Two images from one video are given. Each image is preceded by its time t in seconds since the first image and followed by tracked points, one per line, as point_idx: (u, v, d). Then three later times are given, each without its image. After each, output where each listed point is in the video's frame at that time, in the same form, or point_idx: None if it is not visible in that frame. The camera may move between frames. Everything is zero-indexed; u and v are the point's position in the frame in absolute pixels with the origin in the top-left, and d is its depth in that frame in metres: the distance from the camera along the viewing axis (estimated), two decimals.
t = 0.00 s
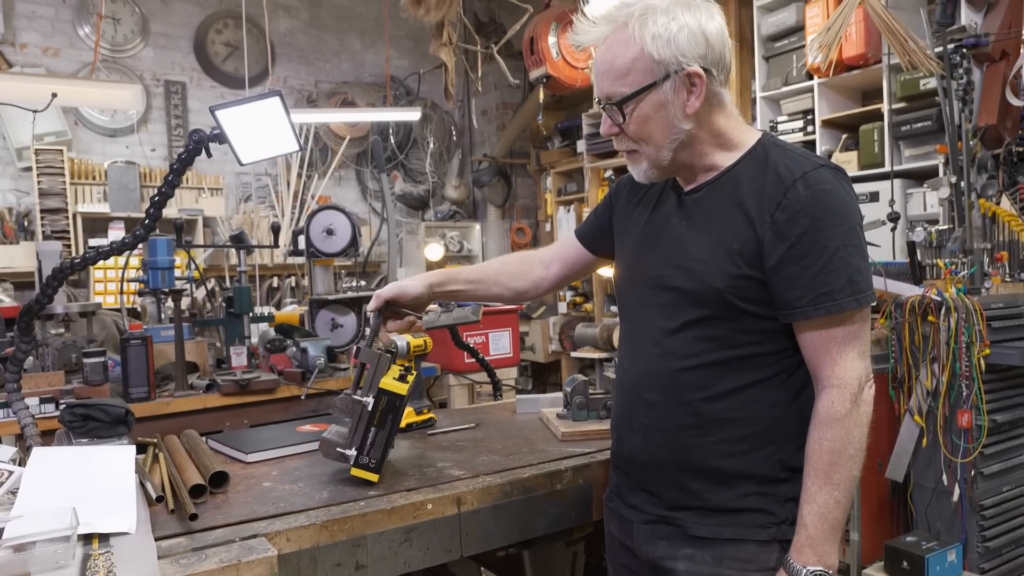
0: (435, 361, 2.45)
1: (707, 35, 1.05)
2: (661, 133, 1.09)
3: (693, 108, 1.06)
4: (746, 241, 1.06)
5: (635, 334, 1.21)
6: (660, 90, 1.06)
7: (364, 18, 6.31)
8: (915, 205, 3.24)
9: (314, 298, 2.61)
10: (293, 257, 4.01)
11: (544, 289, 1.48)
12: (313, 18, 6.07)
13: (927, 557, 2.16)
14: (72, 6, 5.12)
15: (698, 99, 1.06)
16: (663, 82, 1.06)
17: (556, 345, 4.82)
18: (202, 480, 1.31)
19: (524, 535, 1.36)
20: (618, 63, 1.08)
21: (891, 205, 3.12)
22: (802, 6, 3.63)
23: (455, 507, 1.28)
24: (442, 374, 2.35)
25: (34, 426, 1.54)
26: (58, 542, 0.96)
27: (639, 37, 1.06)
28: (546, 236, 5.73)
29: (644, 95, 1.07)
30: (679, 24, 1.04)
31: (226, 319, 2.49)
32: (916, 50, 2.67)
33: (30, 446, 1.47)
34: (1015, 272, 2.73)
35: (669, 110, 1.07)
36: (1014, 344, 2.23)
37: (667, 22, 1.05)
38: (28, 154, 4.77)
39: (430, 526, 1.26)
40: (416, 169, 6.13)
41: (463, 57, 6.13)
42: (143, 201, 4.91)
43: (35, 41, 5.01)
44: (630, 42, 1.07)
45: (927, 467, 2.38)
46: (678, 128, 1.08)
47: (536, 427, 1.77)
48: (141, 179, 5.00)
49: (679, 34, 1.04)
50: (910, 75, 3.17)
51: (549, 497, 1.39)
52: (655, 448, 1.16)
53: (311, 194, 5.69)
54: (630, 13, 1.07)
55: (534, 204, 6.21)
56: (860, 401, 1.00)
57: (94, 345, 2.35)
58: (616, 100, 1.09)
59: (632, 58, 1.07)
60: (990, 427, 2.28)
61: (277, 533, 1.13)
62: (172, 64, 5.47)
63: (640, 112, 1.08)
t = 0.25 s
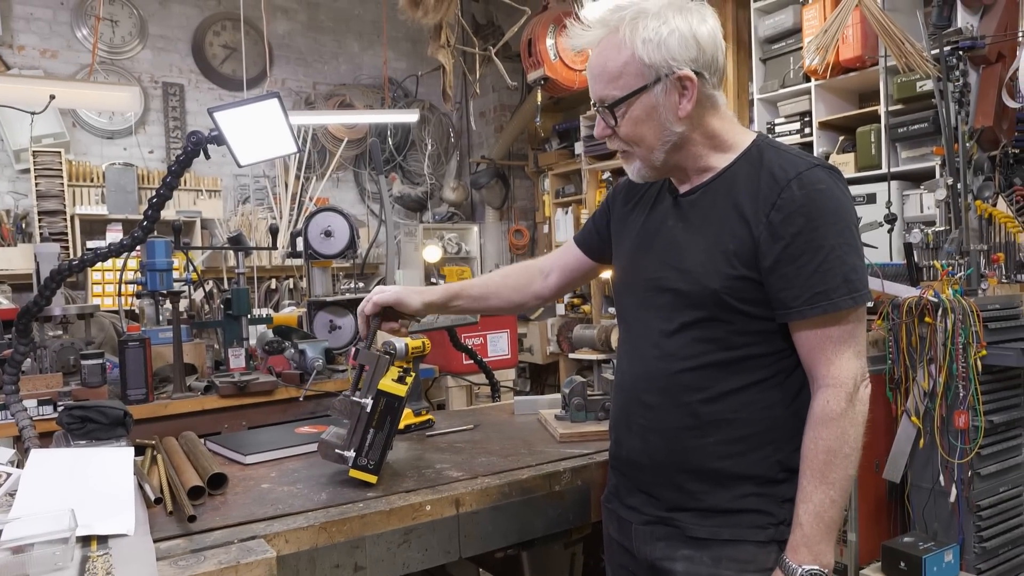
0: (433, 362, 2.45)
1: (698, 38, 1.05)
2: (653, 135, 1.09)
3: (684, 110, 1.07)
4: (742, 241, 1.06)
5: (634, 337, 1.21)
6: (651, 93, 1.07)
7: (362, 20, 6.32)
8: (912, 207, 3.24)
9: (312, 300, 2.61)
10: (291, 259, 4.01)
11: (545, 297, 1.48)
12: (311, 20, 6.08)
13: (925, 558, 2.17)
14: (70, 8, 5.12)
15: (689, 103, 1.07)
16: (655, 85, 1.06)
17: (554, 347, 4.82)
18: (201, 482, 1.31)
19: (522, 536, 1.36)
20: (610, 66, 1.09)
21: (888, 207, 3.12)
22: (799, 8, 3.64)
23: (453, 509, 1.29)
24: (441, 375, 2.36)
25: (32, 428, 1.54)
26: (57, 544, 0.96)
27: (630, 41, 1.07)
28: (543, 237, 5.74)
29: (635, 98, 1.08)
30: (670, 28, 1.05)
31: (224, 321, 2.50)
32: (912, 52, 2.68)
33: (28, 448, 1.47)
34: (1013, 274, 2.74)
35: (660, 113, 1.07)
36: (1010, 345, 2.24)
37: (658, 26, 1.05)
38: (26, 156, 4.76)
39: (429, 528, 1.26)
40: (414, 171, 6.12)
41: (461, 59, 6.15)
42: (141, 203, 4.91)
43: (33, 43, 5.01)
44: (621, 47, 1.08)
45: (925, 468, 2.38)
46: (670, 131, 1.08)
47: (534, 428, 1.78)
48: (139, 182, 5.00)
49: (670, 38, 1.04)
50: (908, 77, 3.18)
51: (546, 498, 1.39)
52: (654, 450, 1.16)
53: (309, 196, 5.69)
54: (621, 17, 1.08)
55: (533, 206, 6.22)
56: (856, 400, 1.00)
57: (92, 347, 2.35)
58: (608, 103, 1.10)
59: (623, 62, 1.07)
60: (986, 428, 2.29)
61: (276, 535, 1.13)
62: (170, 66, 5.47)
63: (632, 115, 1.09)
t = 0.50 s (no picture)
0: (432, 364, 2.45)
1: (705, 30, 1.08)
2: (659, 116, 1.07)
3: (690, 95, 1.07)
4: (735, 240, 1.06)
5: (633, 343, 1.21)
6: (661, 73, 1.05)
7: (360, 21, 6.32)
8: (911, 207, 3.24)
9: (310, 302, 2.61)
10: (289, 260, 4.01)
11: (542, 317, 1.47)
12: (309, 21, 6.08)
13: (924, 559, 2.17)
14: (68, 10, 5.12)
15: (695, 88, 1.07)
16: (665, 66, 1.05)
17: (553, 348, 4.82)
18: (200, 484, 1.30)
19: (522, 538, 1.36)
20: (620, 43, 1.07)
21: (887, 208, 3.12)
22: (797, 9, 3.65)
23: (454, 511, 1.29)
24: (440, 377, 2.36)
25: (31, 430, 1.54)
26: (56, 547, 0.96)
27: (642, 21, 1.07)
28: (541, 238, 5.74)
29: (646, 76, 1.06)
30: (680, 16, 1.07)
31: (223, 323, 2.50)
32: (910, 52, 2.69)
33: (27, 451, 1.47)
34: (1011, 274, 2.75)
35: (669, 94, 1.06)
36: (1009, 345, 2.24)
37: (669, 12, 1.07)
38: (24, 158, 4.76)
39: (429, 530, 1.26)
40: (412, 172, 6.18)
41: (459, 60, 6.15)
42: (140, 205, 4.90)
43: (31, 45, 5.01)
44: (633, 26, 1.07)
45: (924, 469, 2.39)
46: (676, 114, 1.07)
47: (533, 430, 1.78)
48: (137, 183, 4.99)
49: (680, 24, 1.06)
50: (905, 78, 3.19)
51: (546, 500, 1.39)
52: (657, 453, 1.16)
53: (308, 197, 5.69)
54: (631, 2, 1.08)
55: (531, 207, 6.22)
56: (853, 394, 1.00)
57: (90, 349, 2.34)
58: (618, 79, 1.07)
59: (635, 41, 1.06)
60: (986, 428, 2.29)
61: (276, 537, 1.13)
62: (169, 68, 5.47)
63: (641, 93, 1.06)
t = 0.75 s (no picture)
0: (434, 368, 2.45)
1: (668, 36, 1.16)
2: (656, 101, 1.09)
3: (675, 84, 1.12)
4: (732, 234, 1.07)
5: (633, 353, 1.20)
6: (645, 63, 1.10)
7: (360, 26, 6.33)
8: (911, 210, 3.25)
9: (311, 306, 2.62)
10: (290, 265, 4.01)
11: (572, 347, 1.43)
12: (309, 26, 6.09)
13: (928, 562, 2.17)
14: (70, 16, 5.13)
15: (677, 76, 1.12)
16: (648, 57, 1.10)
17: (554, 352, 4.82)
18: (203, 490, 1.30)
19: (525, 543, 1.36)
20: (602, 45, 1.11)
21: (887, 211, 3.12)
22: (797, 12, 3.65)
23: (456, 516, 1.28)
24: (442, 381, 2.36)
25: (34, 435, 1.54)
26: (60, 553, 0.96)
27: (616, 28, 1.13)
28: (541, 242, 5.75)
29: (635, 66, 1.09)
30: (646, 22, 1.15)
31: (224, 328, 2.48)
32: (909, 56, 2.70)
33: (30, 457, 1.47)
34: (1013, 276, 2.76)
35: (659, 80, 1.10)
36: (1011, 348, 2.24)
37: (636, 18, 1.15)
38: (26, 163, 4.76)
39: (431, 535, 1.26)
40: (412, 177, 6.14)
41: (459, 64, 6.15)
42: (141, 210, 4.91)
43: (33, 51, 5.02)
44: (609, 30, 1.13)
45: (927, 472, 2.40)
46: (669, 98, 1.10)
47: (536, 434, 1.78)
48: (139, 189, 5.00)
49: (648, 26, 1.14)
50: (905, 81, 3.19)
51: (550, 505, 1.39)
52: (666, 459, 1.15)
53: (308, 202, 5.70)
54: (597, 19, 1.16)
55: (531, 211, 6.23)
56: (854, 378, 1.00)
57: (93, 354, 2.34)
58: (608, 73, 1.09)
59: (614, 42, 1.11)
60: (988, 432, 2.28)
61: (278, 543, 1.13)
62: (169, 74, 5.48)
63: (636, 80, 1.09)
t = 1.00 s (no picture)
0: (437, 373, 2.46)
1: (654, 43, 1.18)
2: (647, 109, 1.10)
3: (664, 91, 1.14)
4: (720, 238, 1.07)
5: (625, 359, 1.20)
6: (638, 70, 1.11)
7: (361, 32, 6.35)
8: (913, 213, 3.25)
9: (314, 311, 2.62)
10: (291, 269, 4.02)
11: (580, 361, 1.45)
12: (310, 32, 6.10)
13: (932, 566, 2.15)
14: (72, 22, 5.14)
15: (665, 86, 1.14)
16: (640, 64, 1.11)
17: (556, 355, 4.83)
18: (207, 496, 1.30)
19: (528, 548, 1.36)
20: (597, 49, 1.11)
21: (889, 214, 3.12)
22: (797, 16, 3.66)
23: (460, 521, 1.28)
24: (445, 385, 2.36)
25: (36, 441, 1.53)
26: (64, 559, 0.96)
27: (608, 31, 1.13)
28: (543, 246, 5.75)
29: (629, 71, 1.10)
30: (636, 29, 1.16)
31: (226, 333, 2.49)
32: (910, 59, 2.69)
33: (32, 463, 1.47)
34: (1015, 279, 2.75)
35: (650, 88, 1.11)
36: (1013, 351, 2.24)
37: (626, 22, 1.16)
38: (28, 169, 4.77)
39: (434, 541, 1.25)
40: (413, 181, 6.13)
41: (460, 69, 6.17)
42: (143, 215, 4.91)
43: (35, 57, 5.03)
44: (603, 33, 1.13)
45: (929, 475, 2.39)
46: (659, 107, 1.12)
47: (539, 438, 1.78)
48: (141, 194, 5.00)
49: (639, 31, 1.15)
50: (906, 84, 3.19)
51: (553, 510, 1.39)
52: (664, 464, 1.14)
53: (310, 207, 5.71)
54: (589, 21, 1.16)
55: (532, 215, 6.24)
56: (843, 376, 1.01)
57: (95, 360, 2.34)
58: (603, 78, 1.10)
59: (609, 47, 1.11)
60: (991, 434, 2.28)
61: (282, 548, 1.13)
62: (171, 79, 5.50)
63: (630, 86, 1.10)
